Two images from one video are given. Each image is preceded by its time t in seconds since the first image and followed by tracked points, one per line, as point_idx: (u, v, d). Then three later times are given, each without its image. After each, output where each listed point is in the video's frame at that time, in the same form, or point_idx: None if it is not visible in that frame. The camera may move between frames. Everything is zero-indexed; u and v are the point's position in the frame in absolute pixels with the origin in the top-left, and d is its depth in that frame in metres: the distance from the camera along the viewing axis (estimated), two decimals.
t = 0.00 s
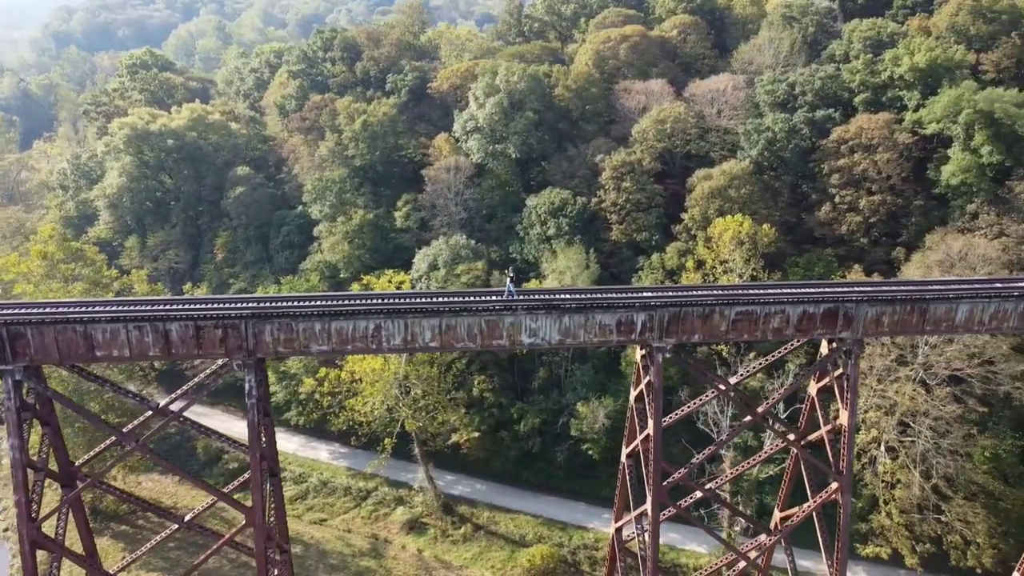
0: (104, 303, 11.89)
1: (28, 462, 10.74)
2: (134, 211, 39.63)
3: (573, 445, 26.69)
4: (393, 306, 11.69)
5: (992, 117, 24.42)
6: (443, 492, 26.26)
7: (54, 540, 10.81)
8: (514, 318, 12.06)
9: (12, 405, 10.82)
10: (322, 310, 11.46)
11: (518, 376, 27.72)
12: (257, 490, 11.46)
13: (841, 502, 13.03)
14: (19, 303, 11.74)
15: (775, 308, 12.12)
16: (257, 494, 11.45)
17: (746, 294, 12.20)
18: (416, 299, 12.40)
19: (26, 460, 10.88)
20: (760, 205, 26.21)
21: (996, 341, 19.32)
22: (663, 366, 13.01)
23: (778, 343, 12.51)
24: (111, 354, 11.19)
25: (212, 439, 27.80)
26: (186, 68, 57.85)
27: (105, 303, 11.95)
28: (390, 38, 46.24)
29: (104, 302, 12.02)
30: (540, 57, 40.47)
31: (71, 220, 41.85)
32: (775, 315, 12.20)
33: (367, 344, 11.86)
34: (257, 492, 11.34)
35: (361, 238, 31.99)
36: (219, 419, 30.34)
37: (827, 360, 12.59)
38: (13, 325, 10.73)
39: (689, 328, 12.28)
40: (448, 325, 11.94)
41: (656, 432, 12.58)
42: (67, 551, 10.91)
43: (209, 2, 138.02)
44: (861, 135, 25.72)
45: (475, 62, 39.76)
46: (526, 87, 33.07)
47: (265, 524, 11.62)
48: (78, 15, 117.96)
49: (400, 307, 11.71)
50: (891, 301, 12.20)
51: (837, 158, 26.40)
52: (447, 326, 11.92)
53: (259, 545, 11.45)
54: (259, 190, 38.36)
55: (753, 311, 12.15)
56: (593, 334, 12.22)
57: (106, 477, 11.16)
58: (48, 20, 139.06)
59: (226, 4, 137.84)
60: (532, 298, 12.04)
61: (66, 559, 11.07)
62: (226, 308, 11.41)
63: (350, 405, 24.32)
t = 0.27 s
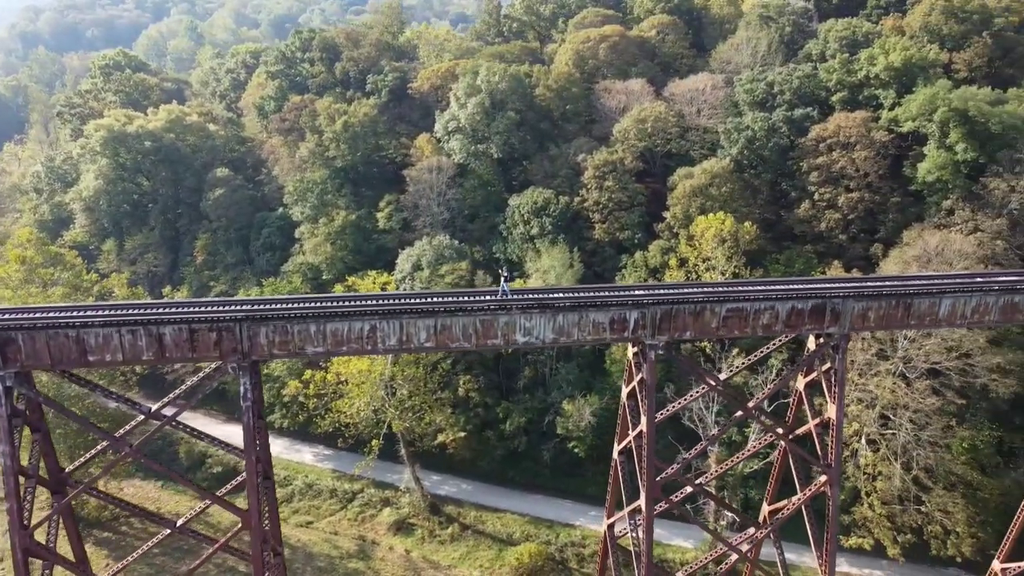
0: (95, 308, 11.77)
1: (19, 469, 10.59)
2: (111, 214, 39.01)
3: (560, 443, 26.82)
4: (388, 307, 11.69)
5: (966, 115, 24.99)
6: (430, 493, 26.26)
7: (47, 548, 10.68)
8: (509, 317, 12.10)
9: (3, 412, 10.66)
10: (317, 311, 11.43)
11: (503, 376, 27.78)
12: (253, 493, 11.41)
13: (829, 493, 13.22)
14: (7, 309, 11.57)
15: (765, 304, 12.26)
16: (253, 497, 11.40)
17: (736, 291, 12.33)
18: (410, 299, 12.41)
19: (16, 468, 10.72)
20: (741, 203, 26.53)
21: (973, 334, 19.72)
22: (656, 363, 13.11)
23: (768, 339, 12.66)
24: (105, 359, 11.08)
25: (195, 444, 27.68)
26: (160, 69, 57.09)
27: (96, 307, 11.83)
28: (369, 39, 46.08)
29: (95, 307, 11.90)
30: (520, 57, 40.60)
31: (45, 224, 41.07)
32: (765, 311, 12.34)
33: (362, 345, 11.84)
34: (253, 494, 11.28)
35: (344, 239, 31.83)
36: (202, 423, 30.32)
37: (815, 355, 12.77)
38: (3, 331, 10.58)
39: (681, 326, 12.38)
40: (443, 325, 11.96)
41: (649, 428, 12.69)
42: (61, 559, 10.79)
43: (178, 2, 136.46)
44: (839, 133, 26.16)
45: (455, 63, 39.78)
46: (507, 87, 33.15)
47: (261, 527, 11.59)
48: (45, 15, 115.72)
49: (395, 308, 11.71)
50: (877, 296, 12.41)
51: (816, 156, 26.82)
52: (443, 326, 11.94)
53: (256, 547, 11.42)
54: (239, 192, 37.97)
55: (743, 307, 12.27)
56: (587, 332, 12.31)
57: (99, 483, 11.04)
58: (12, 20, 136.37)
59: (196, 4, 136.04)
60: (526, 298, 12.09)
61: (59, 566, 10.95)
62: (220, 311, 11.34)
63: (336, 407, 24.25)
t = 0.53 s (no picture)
0: (90, 313, 11.69)
1: (14, 476, 10.47)
2: (90, 217, 38.44)
3: (548, 442, 26.94)
4: (386, 308, 11.71)
5: (945, 113, 25.46)
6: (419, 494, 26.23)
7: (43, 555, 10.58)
8: (506, 317, 12.16)
9: None
10: (315, 313, 11.44)
11: (490, 376, 27.83)
12: (251, 496, 11.38)
13: (820, 487, 13.39)
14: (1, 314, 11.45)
15: (757, 302, 12.43)
16: (252, 499, 11.37)
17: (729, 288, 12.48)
18: (406, 300, 12.44)
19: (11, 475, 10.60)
20: (725, 201, 26.81)
21: (954, 329, 20.07)
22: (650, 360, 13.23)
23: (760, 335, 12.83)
24: (101, 363, 11.01)
25: (180, 448, 27.50)
26: (136, 70, 56.34)
27: (91, 312, 11.75)
28: (351, 39, 45.90)
29: (90, 312, 11.81)
30: (502, 58, 40.70)
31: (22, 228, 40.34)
32: (757, 309, 12.51)
33: (360, 346, 11.85)
34: (252, 497, 11.25)
35: (329, 240, 31.68)
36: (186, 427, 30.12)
37: (806, 351, 12.96)
38: None
39: (675, 324, 12.51)
40: (441, 326, 12.01)
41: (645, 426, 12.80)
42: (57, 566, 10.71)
43: (152, 2, 134.69)
44: (821, 132, 26.53)
45: (438, 63, 39.77)
46: (491, 87, 33.20)
47: (259, 529, 11.57)
48: (14, 14, 113.58)
49: (392, 309, 11.73)
50: (866, 293, 12.60)
51: (798, 154, 27.19)
52: (440, 326, 11.98)
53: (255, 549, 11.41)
54: (221, 194, 37.62)
55: (736, 305, 12.43)
56: (582, 330, 12.40)
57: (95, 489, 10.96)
58: None
59: (170, 4, 134.38)
60: (523, 298, 12.16)
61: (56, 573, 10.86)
62: (218, 314, 11.31)
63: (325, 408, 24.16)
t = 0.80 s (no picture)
0: (87, 318, 11.63)
1: (10, 483, 10.36)
2: (72, 220, 37.95)
3: (538, 441, 27.03)
4: (384, 310, 11.73)
5: (927, 112, 25.81)
6: (410, 495, 26.21)
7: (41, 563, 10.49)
8: (503, 317, 12.20)
9: None
10: (313, 315, 11.43)
11: (479, 376, 27.85)
12: (251, 500, 11.36)
13: (814, 483, 13.50)
14: None
15: (751, 299, 12.57)
16: (252, 502, 11.34)
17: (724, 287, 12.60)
18: (405, 302, 12.47)
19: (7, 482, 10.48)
20: (712, 200, 27.03)
21: (938, 325, 20.38)
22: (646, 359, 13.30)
23: (754, 333, 12.96)
24: (98, 368, 10.95)
25: (166, 453, 27.24)
26: (115, 71, 55.69)
27: (88, 317, 11.69)
28: (335, 40, 45.76)
29: (86, 316, 11.75)
30: (488, 58, 40.78)
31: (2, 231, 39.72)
32: (751, 307, 12.63)
33: (358, 348, 11.85)
34: (252, 500, 11.23)
35: (316, 241, 31.53)
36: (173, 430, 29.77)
37: (799, 347, 13.12)
38: None
39: (671, 323, 12.60)
40: (439, 326, 12.03)
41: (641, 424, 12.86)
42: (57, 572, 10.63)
43: (129, 2, 133.18)
44: (805, 131, 26.82)
45: (423, 63, 39.75)
46: (478, 88, 33.23)
47: (259, 532, 11.55)
48: None
49: (391, 311, 11.75)
50: (857, 290, 12.75)
51: (783, 153, 27.48)
52: (439, 326, 12.01)
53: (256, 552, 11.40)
54: (206, 196, 37.32)
55: (731, 303, 12.55)
56: (579, 330, 12.45)
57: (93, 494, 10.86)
58: None
59: (147, 3, 132.94)
60: (520, 298, 12.21)
61: None
62: (215, 316, 11.27)
63: (315, 411, 24.10)
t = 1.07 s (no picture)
0: (82, 322, 11.53)
1: (6, 491, 10.26)
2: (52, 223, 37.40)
3: (527, 441, 27.12)
4: (383, 311, 11.74)
5: (908, 111, 26.23)
6: (400, 496, 26.18)
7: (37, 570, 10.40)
8: (501, 317, 12.24)
9: None
10: (312, 318, 11.43)
11: (468, 376, 27.88)
12: (252, 503, 11.36)
13: (807, 477, 13.67)
14: None
15: (745, 297, 12.72)
16: (252, 506, 11.35)
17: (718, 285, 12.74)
18: (402, 303, 12.49)
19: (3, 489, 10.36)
20: (697, 199, 27.27)
21: (921, 320, 20.71)
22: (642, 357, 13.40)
23: (748, 331, 13.12)
24: (95, 373, 10.87)
25: (153, 457, 26.95)
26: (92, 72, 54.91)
27: (83, 321, 11.59)
28: (317, 40, 45.55)
29: (81, 320, 11.65)
30: (472, 58, 40.83)
31: None
32: (745, 304, 12.79)
33: (357, 349, 11.86)
34: (253, 503, 11.23)
35: (302, 243, 31.35)
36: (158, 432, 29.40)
37: (792, 344, 13.30)
38: None
39: (667, 321, 12.72)
40: (438, 327, 12.07)
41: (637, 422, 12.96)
42: None
43: (104, 2, 131.42)
44: (788, 130, 27.14)
45: (408, 64, 39.68)
46: (463, 88, 33.26)
47: (260, 535, 11.56)
48: None
49: (389, 312, 11.77)
50: (848, 287, 12.95)
51: (767, 152, 27.79)
52: (437, 327, 12.04)
53: (257, 555, 11.41)
54: (189, 198, 36.98)
55: (725, 301, 12.70)
56: (577, 329, 12.52)
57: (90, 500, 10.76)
58: None
59: (121, 3, 131.25)
60: (518, 298, 12.27)
61: None
62: (213, 320, 11.23)
63: (305, 414, 24.01)
